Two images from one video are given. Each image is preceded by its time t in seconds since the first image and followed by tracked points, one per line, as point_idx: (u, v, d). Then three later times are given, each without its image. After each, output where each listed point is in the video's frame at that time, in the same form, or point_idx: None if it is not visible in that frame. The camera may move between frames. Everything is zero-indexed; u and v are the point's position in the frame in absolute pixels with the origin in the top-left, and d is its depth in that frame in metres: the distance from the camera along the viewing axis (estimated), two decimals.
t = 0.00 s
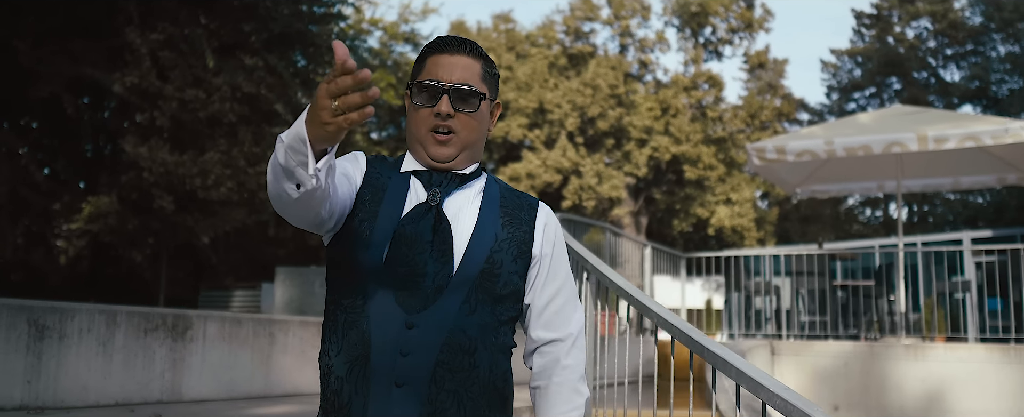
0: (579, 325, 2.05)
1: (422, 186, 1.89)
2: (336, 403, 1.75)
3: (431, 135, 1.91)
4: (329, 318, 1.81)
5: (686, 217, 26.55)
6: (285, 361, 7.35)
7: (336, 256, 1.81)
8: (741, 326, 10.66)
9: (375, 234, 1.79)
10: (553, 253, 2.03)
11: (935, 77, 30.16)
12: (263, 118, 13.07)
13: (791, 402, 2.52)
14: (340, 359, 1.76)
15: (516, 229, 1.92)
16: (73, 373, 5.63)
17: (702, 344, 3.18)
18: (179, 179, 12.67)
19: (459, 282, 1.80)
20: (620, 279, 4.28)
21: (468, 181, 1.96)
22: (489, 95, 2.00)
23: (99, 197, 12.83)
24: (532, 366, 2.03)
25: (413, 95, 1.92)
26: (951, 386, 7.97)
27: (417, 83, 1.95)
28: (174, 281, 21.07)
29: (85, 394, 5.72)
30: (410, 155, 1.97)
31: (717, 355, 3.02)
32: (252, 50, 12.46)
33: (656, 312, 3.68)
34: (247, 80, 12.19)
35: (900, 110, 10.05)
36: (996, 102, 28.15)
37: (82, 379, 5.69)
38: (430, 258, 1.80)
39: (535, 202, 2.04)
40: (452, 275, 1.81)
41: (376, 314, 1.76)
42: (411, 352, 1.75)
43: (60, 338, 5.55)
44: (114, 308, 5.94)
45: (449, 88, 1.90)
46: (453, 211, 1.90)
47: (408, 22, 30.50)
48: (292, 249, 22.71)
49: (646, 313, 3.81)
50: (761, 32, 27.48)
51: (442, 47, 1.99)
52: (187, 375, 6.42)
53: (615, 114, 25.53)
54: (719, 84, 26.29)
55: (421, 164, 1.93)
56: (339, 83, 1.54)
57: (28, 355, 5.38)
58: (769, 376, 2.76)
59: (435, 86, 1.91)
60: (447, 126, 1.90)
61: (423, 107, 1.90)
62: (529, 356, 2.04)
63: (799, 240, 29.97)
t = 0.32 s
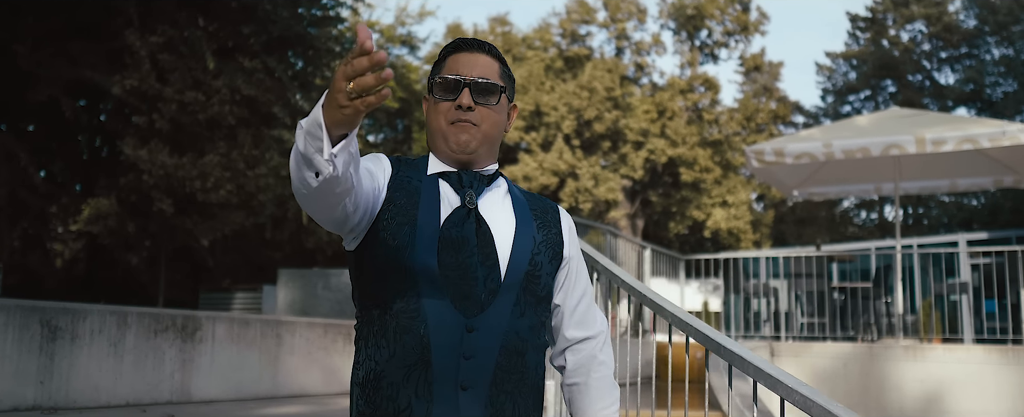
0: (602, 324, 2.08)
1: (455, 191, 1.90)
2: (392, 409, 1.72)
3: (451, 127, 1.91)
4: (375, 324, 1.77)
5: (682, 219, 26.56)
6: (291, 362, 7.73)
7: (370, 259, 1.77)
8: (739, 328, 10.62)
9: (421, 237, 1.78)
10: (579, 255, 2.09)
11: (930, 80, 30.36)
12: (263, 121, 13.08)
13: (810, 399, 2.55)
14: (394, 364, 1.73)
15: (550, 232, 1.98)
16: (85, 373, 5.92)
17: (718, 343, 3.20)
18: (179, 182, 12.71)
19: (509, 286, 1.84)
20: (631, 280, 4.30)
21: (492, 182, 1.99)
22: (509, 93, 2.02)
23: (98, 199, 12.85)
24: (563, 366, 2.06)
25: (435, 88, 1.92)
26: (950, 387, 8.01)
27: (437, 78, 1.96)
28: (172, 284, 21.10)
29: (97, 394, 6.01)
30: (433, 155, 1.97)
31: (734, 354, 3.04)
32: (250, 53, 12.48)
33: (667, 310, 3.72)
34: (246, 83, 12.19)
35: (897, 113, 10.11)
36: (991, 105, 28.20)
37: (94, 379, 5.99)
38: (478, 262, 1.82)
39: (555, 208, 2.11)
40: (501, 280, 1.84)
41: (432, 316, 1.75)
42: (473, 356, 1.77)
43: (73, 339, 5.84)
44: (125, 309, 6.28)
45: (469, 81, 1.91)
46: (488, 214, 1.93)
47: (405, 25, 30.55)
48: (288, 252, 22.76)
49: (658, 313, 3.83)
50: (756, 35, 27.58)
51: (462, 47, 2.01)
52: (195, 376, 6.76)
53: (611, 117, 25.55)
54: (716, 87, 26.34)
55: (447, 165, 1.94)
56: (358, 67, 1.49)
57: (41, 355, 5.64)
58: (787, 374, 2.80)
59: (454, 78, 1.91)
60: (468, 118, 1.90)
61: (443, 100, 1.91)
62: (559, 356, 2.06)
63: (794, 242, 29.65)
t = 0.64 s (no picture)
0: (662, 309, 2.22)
1: (508, 195, 1.98)
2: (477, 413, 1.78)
3: (500, 130, 2.06)
4: (450, 333, 1.82)
5: (679, 221, 26.79)
6: (301, 362, 7.94)
7: (439, 267, 1.84)
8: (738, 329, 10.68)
9: (484, 243, 1.86)
10: (631, 246, 2.22)
11: (926, 82, 30.47)
12: (263, 123, 13.18)
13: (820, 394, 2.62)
14: (475, 370, 1.80)
15: (602, 225, 2.10)
16: (99, 373, 6.38)
17: (731, 342, 3.25)
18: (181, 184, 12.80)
19: (574, 283, 1.94)
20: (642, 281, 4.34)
21: (539, 181, 2.11)
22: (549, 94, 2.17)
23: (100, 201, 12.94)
24: (633, 354, 2.20)
25: (484, 93, 2.06)
26: (948, 388, 8.07)
27: (483, 82, 2.10)
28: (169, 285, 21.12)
29: (111, 394, 6.47)
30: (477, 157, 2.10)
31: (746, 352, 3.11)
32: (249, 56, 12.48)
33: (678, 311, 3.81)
34: (247, 85, 12.29)
35: (895, 116, 10.17)
36: (986, 108, 28.47)
37: (108, 379, 6.45)
38: (543, 262, 1.91)
39: (603, 200, 2.24)
40: (566, 277, 1.94)
41: (505, 319, 1.82)
42: (552, 352, 1.83)
43: (88, 339, 6.32)
44: (140, 310, 6.71)
45: (515, 85, 2.06)
46: (542, 212, 2.02)
47: (402, 26, 30.55)
48: (285, 254, 22.77)
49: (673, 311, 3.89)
50: (753, 37, 27.65)
51: (501, 52, 2.15)
52: (208, 376, 7.12)
53: (609, 119, 25.44)
54: (712, 89, 26.67)
55: (496, 168, 2.05)
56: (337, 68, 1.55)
57: (58, 355, 6.15)
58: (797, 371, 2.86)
59: (499, 80, 2.06)
60: (514, 120, 2.06)
61: (490, 105, 2.06)
62: (627, 345, 2.21)
63: (791, 244, 30.16)
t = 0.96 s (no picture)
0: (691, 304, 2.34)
1: (542, 192, 2.13)
2: (524, 400, 1.91)
3: (540, 130, 2.21)
4: (494, 322, 1.95)
5: (675, 222, 26.71)
6: (310, 362, 8.26)
7: (481, 259, 1.97)
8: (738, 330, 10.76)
9: (526, 238, 2.00)
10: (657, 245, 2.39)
11: (920, 84, 30.58)
12: (261, 124, 13.04)
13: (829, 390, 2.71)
14: (521, 358, 1.93)
15: (632, 223, 2.28)
16: (116, 374, 6.54)
17: (743, 340, 3.34)
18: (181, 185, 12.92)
19: (613, 278, 2.09)
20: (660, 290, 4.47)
21: (568, 180, 2.26)
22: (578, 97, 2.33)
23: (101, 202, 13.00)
24: (664, 344, 2.31)
25: (522, 95, 2.21)
26: (945, 388, 8.13)
27: (518, 84, 2.24)
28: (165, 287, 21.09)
29: (127, 393, 6.65)
30: (509, 158, 2.24)
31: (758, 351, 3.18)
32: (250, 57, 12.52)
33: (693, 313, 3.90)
34: (247, 87, 12.24)
35: (893, 118, 10.27)
36: (981, 110, 28.73)
37: (124, 379, 6.61)
38: (583, 255, 2.06)
39: (628, 201, 2.40)
40: (604, 271, 2.09)
41: (552, 308, 1.96)
42: (596, 341, 1.99)
43: (105, 339, 6.47)
44: (155, 311, 6.90)
45: (553, 88, 2.21)
46: (575, 208, 2.18)
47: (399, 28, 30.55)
48: (281, 255, 22.79)
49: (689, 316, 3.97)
50: (749, 40, 27.74)
51: (531, 56, 2.30)
52: (220, 376, 7.38)
53: (605, 120, 25.37)
54: (708, 91, 26.69)
55: (531, 168, 2.19)
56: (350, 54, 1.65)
57: (77, 355, 6.28)
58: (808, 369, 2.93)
59: (538, 83, 2.21)
60: (552, 121, 2.21)
61: (529, 105, 2.21)
62: (657, 336, 2.33)
63: (786, 246, 30.07)
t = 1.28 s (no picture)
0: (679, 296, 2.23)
1: (535, 193, 1.99)
2: (521, 403, 1.78)
3: (554, 132, 2.04)
4: (488, 323, 1.81)
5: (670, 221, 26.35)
6: (318, 360, 8.22)
7: (472, 259, 1.85)
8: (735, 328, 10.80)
9: (517, 235, 1.87)
10: (644, 243, 2.27)
11: (915, 83, 30.70)
12: (262, 123, 13.06)
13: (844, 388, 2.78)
14: (517, 359, 1.80)
15: (621, 222, 2.15)
16: (130, 372, 6.48)
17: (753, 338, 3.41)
18: (181, 183, 12.97)
19: (608, 277, 1.97)
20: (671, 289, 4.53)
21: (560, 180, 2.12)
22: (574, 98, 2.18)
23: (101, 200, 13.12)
24: (653, 343, 2.20)
25: (537, 95, 2.01)
26: (943, 385, 8.19)
27: (531, 84, 2.03)
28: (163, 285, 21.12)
29: (141, 391, 6.58)
30: (508, 158, 2.05)
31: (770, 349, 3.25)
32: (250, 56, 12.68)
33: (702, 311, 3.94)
34: (247, 86, 12.27)
35: (890, 118, 10.32)
36: (975, 109, 28.87)
37: (138, 377, 6.54)
38: (578, 255, 1.93)
39: (616, 200, 2.28)
40: (600, 271, 1.97)
41: (549, 308, 1.83)
42: (595, 343, 1.86)
43: (120, 337, 6.41)
44: (167, 309, 6.82)
45: (566, 90, 2.04)
46: (568, 209, 2.05)
47: (396, 26, 30.58)
48: (277, 253, 22.80)
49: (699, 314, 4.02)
50: (745, 38, 27.84)
51: (530, 52, 2.10)
52: (231, 374, 7.32)
53: (602, 119, 25.39)
54: (705, 89, 26.74)
55: (528, 166, 2.04)
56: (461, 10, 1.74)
57: (92, 353, 6.22)
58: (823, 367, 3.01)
59: (556, 83, 2.03)
60: (565, 123, 2.05)
61: (546, 106, 2.01)
62: (647, 336, 2.21)
63: (781, 244, 29.99)
